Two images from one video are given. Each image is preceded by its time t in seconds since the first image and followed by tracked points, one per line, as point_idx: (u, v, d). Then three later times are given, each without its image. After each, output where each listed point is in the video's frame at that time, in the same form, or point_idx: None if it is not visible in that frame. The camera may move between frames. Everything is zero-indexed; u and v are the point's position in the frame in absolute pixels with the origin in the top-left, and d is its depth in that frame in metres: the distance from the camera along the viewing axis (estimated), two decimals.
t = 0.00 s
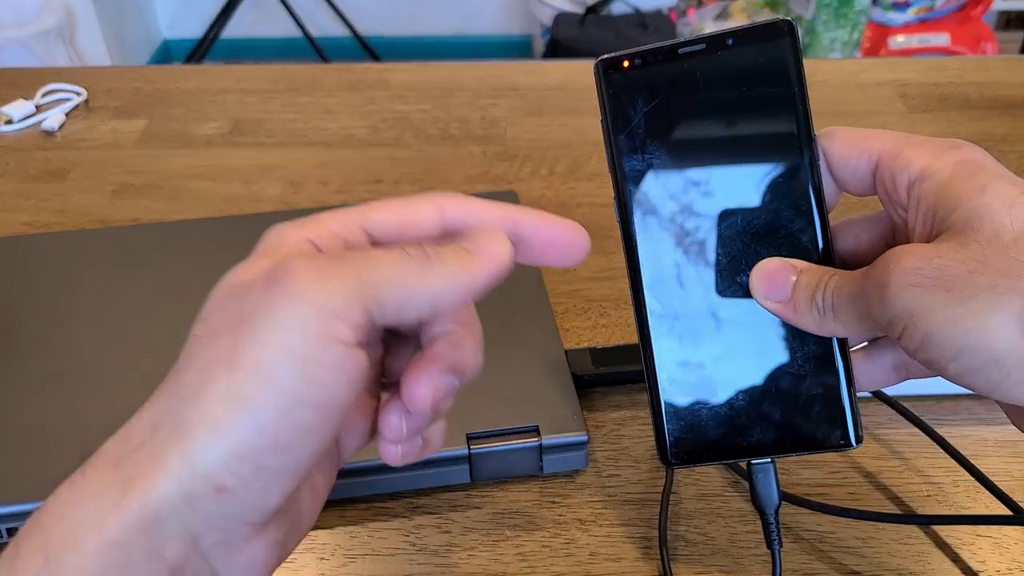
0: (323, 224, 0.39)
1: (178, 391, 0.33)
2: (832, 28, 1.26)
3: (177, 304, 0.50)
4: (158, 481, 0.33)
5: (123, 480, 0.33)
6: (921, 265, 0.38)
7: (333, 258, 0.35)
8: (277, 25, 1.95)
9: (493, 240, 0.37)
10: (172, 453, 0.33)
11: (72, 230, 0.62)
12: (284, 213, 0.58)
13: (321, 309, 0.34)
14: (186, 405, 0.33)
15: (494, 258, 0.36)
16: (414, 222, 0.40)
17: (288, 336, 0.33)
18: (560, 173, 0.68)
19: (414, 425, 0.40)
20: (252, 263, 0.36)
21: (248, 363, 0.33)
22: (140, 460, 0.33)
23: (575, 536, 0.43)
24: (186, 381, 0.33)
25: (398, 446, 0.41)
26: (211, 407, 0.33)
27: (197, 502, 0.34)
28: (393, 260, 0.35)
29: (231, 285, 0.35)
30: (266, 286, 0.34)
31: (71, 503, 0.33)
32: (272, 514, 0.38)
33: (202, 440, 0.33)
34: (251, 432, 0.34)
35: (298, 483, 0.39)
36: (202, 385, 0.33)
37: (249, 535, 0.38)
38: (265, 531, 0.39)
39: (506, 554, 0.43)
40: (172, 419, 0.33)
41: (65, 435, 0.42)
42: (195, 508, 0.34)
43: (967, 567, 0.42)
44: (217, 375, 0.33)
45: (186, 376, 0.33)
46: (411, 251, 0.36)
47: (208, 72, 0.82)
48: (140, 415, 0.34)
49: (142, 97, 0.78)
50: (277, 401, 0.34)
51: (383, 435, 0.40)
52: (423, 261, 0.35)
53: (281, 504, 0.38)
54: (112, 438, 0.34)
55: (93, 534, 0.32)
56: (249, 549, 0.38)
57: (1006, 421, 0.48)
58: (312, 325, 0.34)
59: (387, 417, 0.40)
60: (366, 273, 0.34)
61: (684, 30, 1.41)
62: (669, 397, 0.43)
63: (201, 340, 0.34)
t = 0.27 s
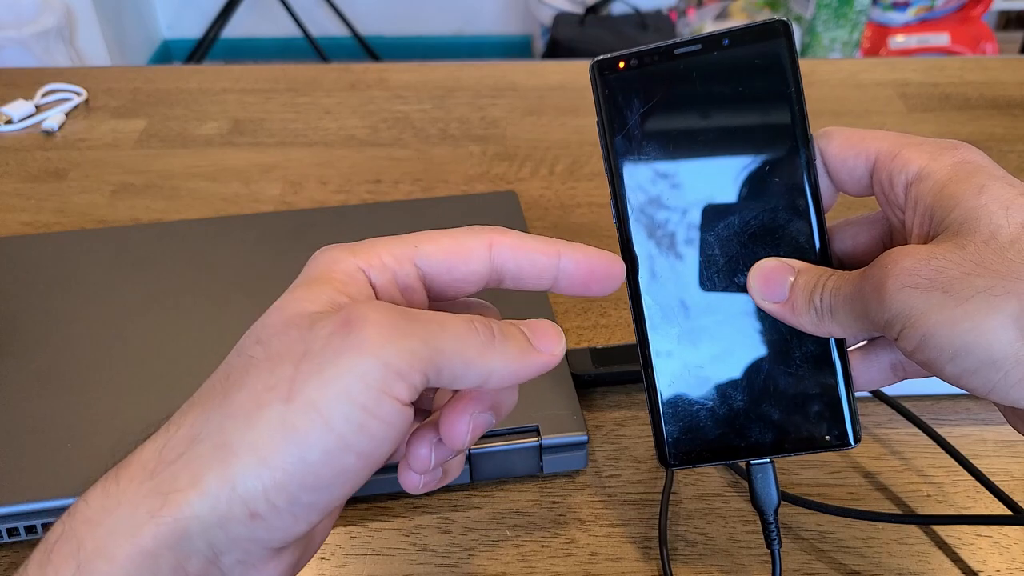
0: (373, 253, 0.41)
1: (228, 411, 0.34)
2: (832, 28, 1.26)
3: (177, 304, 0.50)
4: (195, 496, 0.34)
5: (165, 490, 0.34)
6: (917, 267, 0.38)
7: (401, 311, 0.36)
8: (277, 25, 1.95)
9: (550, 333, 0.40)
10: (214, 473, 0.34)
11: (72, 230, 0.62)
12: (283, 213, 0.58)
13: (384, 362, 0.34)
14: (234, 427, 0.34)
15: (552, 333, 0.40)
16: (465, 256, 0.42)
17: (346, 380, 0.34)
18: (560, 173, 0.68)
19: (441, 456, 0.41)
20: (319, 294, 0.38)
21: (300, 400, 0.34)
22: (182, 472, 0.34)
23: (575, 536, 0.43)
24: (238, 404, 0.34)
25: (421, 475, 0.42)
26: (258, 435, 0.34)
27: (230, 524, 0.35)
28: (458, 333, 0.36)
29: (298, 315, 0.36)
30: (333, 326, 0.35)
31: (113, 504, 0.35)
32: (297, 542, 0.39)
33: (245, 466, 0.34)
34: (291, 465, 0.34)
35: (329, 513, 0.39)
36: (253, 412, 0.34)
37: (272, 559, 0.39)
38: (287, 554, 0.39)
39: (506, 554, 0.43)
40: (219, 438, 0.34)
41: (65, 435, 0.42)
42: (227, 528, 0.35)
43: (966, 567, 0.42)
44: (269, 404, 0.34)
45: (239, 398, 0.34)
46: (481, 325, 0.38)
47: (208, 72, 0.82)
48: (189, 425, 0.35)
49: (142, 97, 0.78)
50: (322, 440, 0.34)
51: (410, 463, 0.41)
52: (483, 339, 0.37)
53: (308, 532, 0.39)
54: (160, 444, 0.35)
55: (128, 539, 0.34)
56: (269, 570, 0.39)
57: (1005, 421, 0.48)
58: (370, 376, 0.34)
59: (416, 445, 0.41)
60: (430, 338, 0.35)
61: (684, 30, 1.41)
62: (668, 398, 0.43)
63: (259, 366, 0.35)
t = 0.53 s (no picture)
0: (393, 264, 0.41)
1: (250, 421, 0.34)
2: (832, 28, 1.26)
3: (177, 304, 0.50)
4: (212, 505, 0.34)
5: (183, 496, 0.34)
6: (917, 267, 0.38)
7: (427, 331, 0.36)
8: (277, 25, 1.95)
9: (564, 358, 0.40)
10: (234, 482, 0.34)
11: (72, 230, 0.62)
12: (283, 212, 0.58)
13: (407, 379, 0.34)
14: (254, 437, 0.34)
15: (568, 356, 0.40)
16: (484, 270, 0.43)
17: (370, 396, 0.34)
18: (560, 173, 0.68)
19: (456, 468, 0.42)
20: (344, 307, 0.38)
21: (323, 413, 0.34)
22: (201, 480, 0.34)
23: (575, 536, 0.43)
24: (260, 413, 0.34)
25: (435, 486, 0.42)
26: (280, 446, 0.34)
27: (246, 534, 0.35)
28: (480, 355, 0.37)
29: (324, 328, 0.36)
30: (358, 341, 0.35)
31: (130, 509, 0.35)
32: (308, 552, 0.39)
33: (264, 477, 0.34)
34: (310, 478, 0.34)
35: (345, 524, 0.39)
36: (275, 423, 0.34)
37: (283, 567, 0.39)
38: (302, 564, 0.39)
39: (506, 554, 0.43)
40: (239, 447, 0.34)
41: (65, 435, 0.42)
42: (244, 538, 0.35)
43: (966, 566, 0.42)
44: (291, 416, 0.34)
45: (261, 408, 0.34)
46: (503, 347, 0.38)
47: (208, 72, 0.82)
48: (209, 432, 0.35)
49: (142, 97, 0.78)
50: (342, 453, 0.34)
51: (425, 473, 0.41)
52: (504, 361, 0.37)
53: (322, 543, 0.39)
54: (180, 450, 0.35)
55: (144, 545, 0.34)
56: None
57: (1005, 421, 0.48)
58: (393, 393, 0.34)
59: (433, 456, 0.41)
60: (455, 358, 0.36)
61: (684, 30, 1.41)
62: (667, 398, 0.43)
63: (282, 377, 0.35)
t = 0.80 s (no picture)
0: (380, 250, 0.42)
1: (234, 416, 0.34)
2: (832, 28, 1.26)
3: (177, 304, 0.50)
4: (198, 502, 0.34)
5: (167, 493, 0.34)
6: (916, 267, 0.38)
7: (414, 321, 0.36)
8: (277, 25, 1.95)
9: (560, 348, 0.40)
10: (220, 477, 0.34)
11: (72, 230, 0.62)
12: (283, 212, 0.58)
13: (394, 373, 0.34)
14: (240, 433, 0.34)
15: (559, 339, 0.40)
16: (473, 251, 0.43)
17: (355, 390, 0.34)
18: (560, 173, 0.68)
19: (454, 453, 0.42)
20: (331, 297, 0.38)
21: (308, 407, 0.34)
22: (186, 476, 0.34)
23: (575, 536, 0.43)
24: (245, 409, 0.34)
25: (433, 471, 0.42)
26: (265, 441, 0.34)
27: (232, 530, 0.35)
28: (470, 347, 0.36)
29: (309, 319, 0.36)
30: (344, 334, 0.35)
31: (116, 506, 0.35)
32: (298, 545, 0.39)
33: (250, 473, 0.34)
34: (296, 473, 0.35)
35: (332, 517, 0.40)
36: (260, 419, 0.34)
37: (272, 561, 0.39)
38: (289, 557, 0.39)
39: (506, 554, 0.43)
40: (225, 443, 0.34)
41: (64, 435, 0.42)
42: (230, 533, 0.35)
43: (966, 566, 0.42)
44: (277, 412, 0.34)
45: (246, 403, 0.34)
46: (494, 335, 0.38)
47: (208, 72, 0.82)
48: (195, 427, 0.35)
49: (142, 97, 0.78)
50: (328, 448, 0.35)
51: (423, 458, 0.41)
52: (495, 352, 0.37)
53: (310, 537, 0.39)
54: (164, 445, 0.35)
55: (130, 542, 0.34)
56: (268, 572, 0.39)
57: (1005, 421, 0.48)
58: (378, 387, 0.34)
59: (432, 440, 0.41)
60: (443, 350, 0.35)
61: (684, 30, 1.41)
62: (667, 398, 0.43)
63: (267, 371, 0.35)
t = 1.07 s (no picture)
0: (379, 244, 0.42)
1: (236, 415, 0.34)
2: (831, 28, 1.26)
3: (177, 305, 0.50)
4: (199, 501, 0.34)
5: (168, 491, 0.34)
6: (915, 267, 0.38)
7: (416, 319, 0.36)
8: (277, 25, 1.95)
9: (561, 349, 0.40)
10: (220, 476, 0.34)
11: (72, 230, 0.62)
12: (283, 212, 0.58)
13: (396, 371, 0.34)
14: (242, 431, 0.34)
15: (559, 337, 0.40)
16: (472, 243, 0.43)
17: (357, 389, 0.34)
18: (560, 172, 0.68)
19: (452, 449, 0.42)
20: (331, 292, 0.38)
21: (311, 406, 0.34)
22: (186, 474, 0.34)
23: (575, 536, 0.43)
24: (246, 407, 0.34)
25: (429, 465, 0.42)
26: (267, 440, 0.34)
27: (233, 529, 0.35)
28: (473, 347, 0.36)
29: (311, 316, 0.36)
30: (346, 332, 0.35)
31: (115, 505, 0.35)
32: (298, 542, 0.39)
33: (252, 472, 0.34)
34: (298, 471, 0.35)
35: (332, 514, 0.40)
36: (261, 418, 0.34)
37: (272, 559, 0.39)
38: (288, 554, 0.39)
39: (506, 554, 0.43)
40: (226, 441, 0.34)
41: (64, 435, 0.42)
42: (231, 532, 0.35)
43: (965, 566, 0.42)
44: (279, 410, 0.34)
45: (248, 401, 0.34)
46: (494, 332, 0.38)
47: (208, 72, 0.82)
48: (196, 425, 0.35)
49: (142, 97, 0.78)
50: (330, 447, 0.35)
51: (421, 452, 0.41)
52: (497, 350, 0.37)
53: (310, 534, 0.39)
54: (164, 442, 0.35)
55: (130, 542, 0.34)
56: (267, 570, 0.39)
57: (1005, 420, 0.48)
58: (380, 385, 0.34)
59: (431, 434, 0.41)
60: (445, 350, 0.35)
61: (684, 30, 1.42)
62: (667, 398, 0.43)
63: (269, 369, 0.35)
